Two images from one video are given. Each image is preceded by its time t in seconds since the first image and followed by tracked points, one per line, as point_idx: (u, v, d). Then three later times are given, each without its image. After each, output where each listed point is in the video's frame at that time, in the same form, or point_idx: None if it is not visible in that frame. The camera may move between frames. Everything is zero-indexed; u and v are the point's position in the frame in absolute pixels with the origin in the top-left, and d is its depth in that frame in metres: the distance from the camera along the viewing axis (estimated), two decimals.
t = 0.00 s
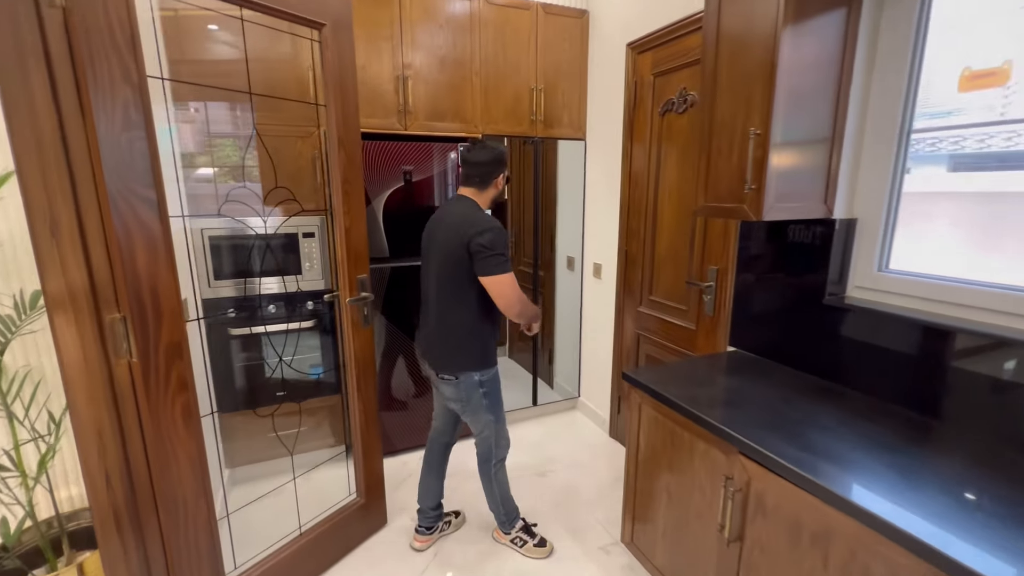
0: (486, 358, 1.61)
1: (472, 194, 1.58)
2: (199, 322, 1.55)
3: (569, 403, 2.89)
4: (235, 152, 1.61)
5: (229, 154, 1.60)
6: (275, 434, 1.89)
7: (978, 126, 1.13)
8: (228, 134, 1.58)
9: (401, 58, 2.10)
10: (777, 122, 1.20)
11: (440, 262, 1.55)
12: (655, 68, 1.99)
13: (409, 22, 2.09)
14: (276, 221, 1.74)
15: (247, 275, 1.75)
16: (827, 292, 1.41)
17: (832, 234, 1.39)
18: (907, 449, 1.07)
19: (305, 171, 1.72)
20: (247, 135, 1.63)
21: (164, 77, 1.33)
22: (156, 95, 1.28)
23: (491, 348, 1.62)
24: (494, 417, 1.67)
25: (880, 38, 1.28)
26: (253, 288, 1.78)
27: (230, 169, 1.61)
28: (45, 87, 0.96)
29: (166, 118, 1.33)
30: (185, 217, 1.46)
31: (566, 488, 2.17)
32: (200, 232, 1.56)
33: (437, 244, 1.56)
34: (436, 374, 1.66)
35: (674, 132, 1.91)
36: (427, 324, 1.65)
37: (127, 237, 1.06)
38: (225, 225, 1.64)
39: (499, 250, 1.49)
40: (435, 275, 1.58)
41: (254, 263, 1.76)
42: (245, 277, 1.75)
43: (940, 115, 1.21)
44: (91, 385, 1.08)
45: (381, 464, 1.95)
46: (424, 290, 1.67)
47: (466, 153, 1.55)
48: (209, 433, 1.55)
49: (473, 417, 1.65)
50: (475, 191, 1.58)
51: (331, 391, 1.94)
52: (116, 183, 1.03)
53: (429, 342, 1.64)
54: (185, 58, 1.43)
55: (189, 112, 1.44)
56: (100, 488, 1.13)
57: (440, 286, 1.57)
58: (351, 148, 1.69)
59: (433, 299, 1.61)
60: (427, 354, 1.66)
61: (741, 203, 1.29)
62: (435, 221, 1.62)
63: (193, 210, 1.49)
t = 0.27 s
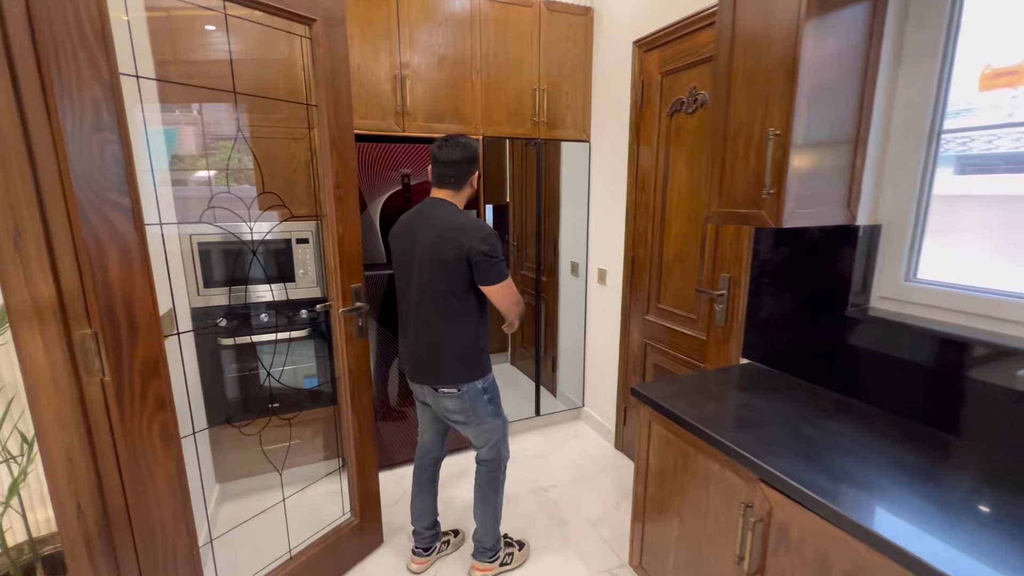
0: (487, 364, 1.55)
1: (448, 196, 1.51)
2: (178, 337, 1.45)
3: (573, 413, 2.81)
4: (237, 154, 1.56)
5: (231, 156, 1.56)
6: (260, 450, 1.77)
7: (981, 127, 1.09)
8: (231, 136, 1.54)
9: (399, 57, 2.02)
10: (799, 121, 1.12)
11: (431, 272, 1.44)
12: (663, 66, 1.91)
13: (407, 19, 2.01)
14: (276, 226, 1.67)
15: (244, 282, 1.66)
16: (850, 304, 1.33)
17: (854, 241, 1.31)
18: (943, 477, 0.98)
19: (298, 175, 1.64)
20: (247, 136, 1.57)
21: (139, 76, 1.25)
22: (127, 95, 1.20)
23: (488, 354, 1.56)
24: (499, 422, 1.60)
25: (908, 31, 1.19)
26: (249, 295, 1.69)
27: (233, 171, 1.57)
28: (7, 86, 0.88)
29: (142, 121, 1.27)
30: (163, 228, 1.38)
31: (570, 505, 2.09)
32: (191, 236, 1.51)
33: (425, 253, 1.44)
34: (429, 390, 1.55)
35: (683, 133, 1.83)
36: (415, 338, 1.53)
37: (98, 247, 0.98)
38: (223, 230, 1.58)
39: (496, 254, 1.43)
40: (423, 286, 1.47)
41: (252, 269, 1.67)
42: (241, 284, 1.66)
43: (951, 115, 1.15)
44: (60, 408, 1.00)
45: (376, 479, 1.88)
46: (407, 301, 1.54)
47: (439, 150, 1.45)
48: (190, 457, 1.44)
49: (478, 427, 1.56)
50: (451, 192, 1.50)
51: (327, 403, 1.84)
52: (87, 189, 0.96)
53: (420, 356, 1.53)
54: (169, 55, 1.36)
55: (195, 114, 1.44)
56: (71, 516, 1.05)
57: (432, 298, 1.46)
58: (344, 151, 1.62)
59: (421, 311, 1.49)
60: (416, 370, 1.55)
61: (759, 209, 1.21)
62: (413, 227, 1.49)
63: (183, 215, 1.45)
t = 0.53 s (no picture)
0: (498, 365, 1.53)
1: (458, 195, 1.44)
2: (164, 344, 1.37)
3: (577, 418, 2.74)
4: (234, 151, 1.50)
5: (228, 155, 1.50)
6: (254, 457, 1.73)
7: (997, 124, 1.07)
8: (227, 133, 1.48)
9: (399, 50, 1.95)
10: (827, 115, 1.05)
11: (451, 276, 1.37)
12: (673, 60, 1.85)
13: (407, 12, 1.94)
14: (271, 225, 1.59)
15: (238, 283, 1.59)
16: (876, 308, 1.26)
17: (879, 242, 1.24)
18: (982, 494, 0.92)
19: (295, 172, 1.57)
20: (243, 132, 1.50)
21: (122, 63, 1.17)
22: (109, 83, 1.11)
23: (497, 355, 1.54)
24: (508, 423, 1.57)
25: (938, 20, 1.13)
26: (245, 297, 1.62)
27: (230, 169, 1.50)
28: None
29: (126, 116, 1.19)
30: (148, 227, 1.29)
31: (575, 514, 2.02)
32: (182, 235, 1.44)
33: (441, 257, 1.37)
34: (441, 399, 1.48)
35: (695, 130, 1.77)
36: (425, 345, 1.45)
37: (77, 248, 0.91)
38: (217, 229, 1.52)
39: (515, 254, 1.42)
40: (436, 291, 1.40)
41: (247, 270, 1.60)
42: (236, 286, 1.59)
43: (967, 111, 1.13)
44: (36, 424, 0.92)
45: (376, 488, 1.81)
46: (415, 307, 1.45)
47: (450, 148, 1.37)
48: (178, 473, 1.40)
49: (491, 432, 1.52)
50: (461, 192, 1.44)
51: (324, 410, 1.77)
52: (65, 185, 0.88)
53: (431, 364, 1.45)
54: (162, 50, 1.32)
55: (190, 112, 1.39)
56: (49, 541, 0.97)
57: (448, 303, 1.40)
58: (342, 147, 1.55)
59: (433, 316, 1.42)
60: (426, 378, 1.47)
61: (782, 208, 1.15)
62: (423, 228, 1.40)
63: (173, 215, 1.39)
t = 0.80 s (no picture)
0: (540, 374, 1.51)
1: (511, 200, 1.40)
2: (164, 352, 1.32)
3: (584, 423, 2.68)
4: (229, 150, 1.43)
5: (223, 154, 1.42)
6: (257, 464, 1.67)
7: None
8: (221, 131, 1.40)
9: (405, 46, 1.89)
10: (865, 112, 1.01)
11: (510, 283, 1.34)
12: (688, 57, 1.80)
13: (414, 6, 1.88)
14: (271, 227, 1.53)
15: (237, 286, 1.53)
16: (908, 312, 1.20)
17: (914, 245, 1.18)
18: None
19: (298, 171, 1.50)
20: (243, 131, 1.44)
21: (120, 53, 1.11)
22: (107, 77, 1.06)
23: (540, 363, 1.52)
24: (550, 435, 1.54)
25: (979, 13, 1.08)
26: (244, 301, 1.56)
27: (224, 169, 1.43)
28: None
29: (124, 112, 1.13)
30: (148, 227, 1.24)
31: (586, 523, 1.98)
32: (180, 237, 1.37)
33: (500, 263, 1.33)
34: (486, 407, 1.44)
35: (713, 129, 1.73)
36: (470, 351, 1.42)
37: (71, 252, 0.85)
38: (213, 231, 1.44)
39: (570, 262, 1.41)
40: (487, 297, 1.36)
41: (245, 272, 1.54)
42: (234, 289, 1.53)
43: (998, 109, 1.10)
44: (26, 442, 0.84)
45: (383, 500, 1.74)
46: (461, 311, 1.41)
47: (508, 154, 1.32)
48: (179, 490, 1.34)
49: (535, 443, 1.48)
50: (515, 197, 1.41)
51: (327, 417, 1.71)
52: (58, 185, 0.82)
53: (476, 371, 1.42)
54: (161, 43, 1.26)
55: (184, 111, 1.31)
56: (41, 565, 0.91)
57: (500, 310, 1.36)
58: (350, 145, 1.48)
59: (483, 323, 1.38)
60: (469, 384, 1.43)
61: (815, 210, 1.10)
62: (476, 232, 1.36)
63: (172, 215, 1.33)
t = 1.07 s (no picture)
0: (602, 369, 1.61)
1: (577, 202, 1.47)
2: (166, 361, 1.28)
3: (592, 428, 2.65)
4: (224, 151, 1.37)
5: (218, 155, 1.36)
6: (264, 473, 1.62)
7: None
8: (219, 132, 1.35)
9: (413, 44, 1.84)
10: (902, 113, 0.97)
11: (592, 283, 1.42)
12: (703, 58, 1.77)
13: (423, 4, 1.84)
14: (273, 228, 1.47)
15: (235, 291, 1.46)
16: (940, 320, 1.16)
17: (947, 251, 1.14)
18: None
19: (304, 172, 1.45)
20: (240, 131, 1.38)
21: (123, 49, 1.07)
22: (109, 71, 1.01)
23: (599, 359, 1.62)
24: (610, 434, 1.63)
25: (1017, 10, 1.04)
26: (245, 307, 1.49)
27: (219, 169, 1.36)
28: None
29: (127, 111, 1.08)
30: (153, 232, 1.21)
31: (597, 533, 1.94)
32: (180, 240, 1.32)
33: (582, 266, 1.40)
34: (561, 412, 1.50)
35: (731, 130, 1.71)
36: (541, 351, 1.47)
37: (71, 258, 0.80)
38: (212, 233, 1.39)
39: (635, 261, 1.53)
40: (562, 299, 1.43)
41: (245, 276, 1.47)
42: (233, 294, 1.46)
43: None
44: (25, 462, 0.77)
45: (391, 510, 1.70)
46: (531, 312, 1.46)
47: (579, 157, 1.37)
48: (184, 505, 1.31)
49: (601, 446, 1.56)
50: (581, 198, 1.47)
51: (330, 426, 1.65)
52: (57, 187, 0.77)
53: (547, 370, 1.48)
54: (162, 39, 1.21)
55: (180, 111, 1.24)
56: None
57: (573, 310, 1.43)
58: (360, 147, 1.44)
59: (556, 324, 1.44)
60: (540, 383, 1.49)
61: (847, 214, 1.06)
62: (551, 238, 1.41)
63: (173, 218, 1.27)
